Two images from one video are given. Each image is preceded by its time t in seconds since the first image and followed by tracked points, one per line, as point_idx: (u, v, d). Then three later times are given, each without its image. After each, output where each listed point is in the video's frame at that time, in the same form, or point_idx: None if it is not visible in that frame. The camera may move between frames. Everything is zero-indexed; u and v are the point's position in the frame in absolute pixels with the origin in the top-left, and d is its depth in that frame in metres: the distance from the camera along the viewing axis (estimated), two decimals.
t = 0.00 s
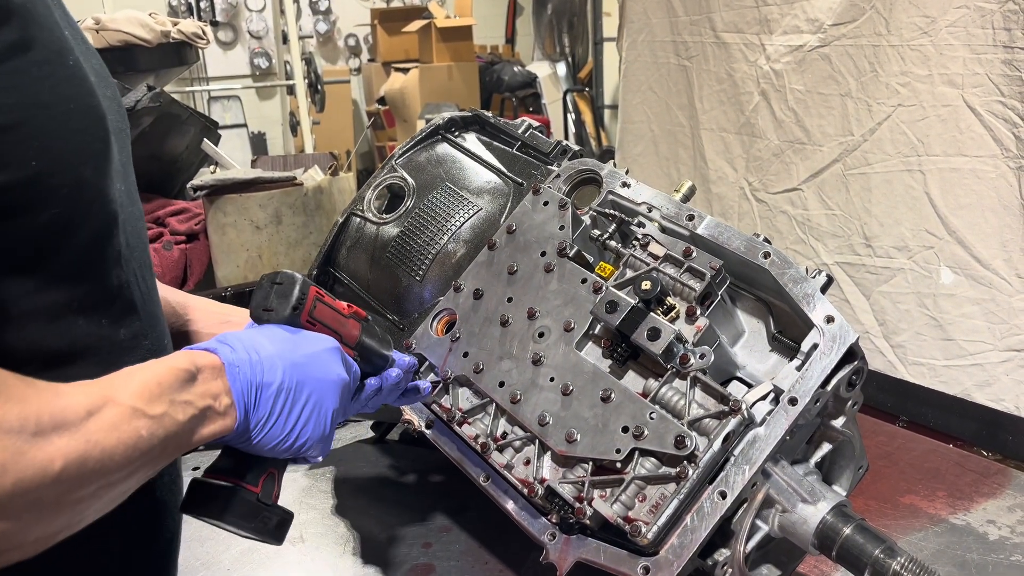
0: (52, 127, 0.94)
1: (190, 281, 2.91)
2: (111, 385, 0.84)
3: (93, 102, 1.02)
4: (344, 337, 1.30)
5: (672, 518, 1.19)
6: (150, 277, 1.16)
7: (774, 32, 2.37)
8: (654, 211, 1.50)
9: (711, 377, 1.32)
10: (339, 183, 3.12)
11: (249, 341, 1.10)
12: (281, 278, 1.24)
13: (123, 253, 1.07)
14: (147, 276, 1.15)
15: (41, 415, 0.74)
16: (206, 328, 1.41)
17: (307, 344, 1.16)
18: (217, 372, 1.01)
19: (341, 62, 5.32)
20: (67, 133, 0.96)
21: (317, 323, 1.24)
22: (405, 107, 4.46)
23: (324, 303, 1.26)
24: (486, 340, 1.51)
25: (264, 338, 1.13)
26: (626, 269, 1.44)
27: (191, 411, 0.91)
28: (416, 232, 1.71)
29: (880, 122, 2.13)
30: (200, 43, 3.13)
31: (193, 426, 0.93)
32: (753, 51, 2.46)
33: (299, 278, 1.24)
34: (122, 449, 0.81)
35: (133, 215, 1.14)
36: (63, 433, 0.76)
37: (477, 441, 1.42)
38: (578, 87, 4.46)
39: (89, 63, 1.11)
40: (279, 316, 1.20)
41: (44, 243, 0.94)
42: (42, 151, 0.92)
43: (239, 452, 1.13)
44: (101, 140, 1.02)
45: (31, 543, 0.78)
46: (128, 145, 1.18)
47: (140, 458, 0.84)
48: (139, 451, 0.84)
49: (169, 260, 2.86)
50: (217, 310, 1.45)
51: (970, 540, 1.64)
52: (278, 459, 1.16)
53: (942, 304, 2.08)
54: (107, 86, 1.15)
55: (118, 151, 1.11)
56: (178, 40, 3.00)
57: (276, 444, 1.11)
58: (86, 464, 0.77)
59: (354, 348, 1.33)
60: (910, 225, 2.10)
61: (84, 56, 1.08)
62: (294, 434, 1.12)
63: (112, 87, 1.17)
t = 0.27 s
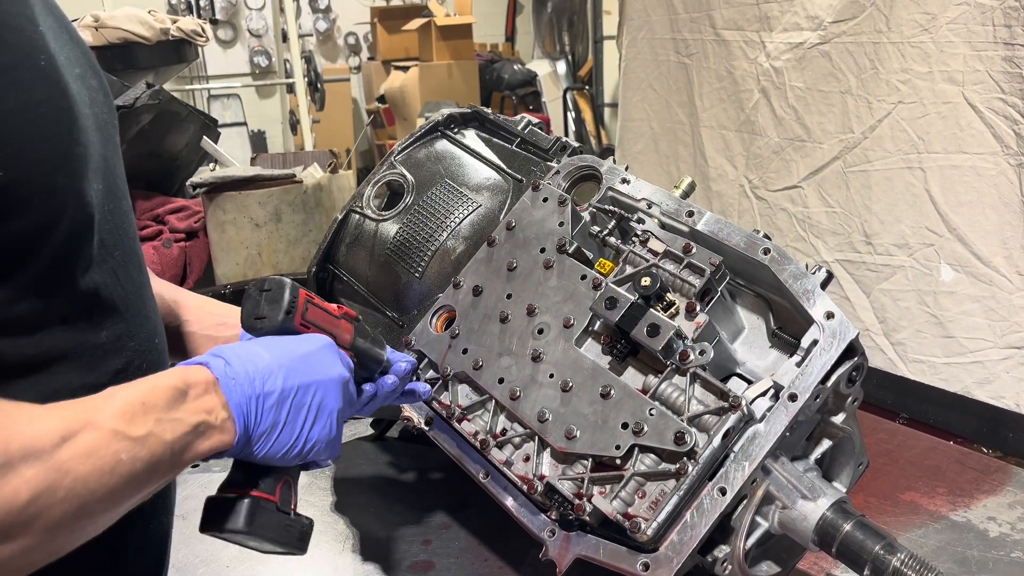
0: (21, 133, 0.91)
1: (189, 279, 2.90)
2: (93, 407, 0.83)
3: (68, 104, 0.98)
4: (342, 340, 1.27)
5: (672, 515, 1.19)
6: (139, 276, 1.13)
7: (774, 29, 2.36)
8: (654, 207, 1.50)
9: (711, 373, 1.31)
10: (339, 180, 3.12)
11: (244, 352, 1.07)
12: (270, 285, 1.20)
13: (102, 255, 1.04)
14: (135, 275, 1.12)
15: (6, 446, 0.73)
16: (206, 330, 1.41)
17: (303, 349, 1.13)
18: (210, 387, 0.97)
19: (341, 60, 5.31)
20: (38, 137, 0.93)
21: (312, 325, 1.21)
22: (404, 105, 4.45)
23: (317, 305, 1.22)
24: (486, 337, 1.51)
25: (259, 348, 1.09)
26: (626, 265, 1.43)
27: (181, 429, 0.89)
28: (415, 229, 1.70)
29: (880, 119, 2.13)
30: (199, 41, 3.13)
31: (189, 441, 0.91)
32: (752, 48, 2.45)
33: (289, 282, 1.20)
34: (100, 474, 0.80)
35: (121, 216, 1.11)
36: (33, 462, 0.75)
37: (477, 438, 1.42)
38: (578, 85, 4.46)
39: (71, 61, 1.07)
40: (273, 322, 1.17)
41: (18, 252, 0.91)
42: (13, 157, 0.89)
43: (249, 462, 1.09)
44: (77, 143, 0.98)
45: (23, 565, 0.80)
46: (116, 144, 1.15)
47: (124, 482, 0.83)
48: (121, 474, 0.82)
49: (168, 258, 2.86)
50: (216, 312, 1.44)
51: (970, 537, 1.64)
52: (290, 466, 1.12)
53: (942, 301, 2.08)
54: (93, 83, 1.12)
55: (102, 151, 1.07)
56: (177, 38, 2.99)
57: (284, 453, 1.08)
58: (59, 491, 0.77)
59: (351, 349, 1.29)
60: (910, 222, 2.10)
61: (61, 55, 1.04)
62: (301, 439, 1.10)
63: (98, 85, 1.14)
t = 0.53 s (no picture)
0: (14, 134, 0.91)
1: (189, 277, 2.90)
2: (58, 470, 0.76)
3: (59, 103, 0.98)
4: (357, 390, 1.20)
5: (673, 512, 1.19)
6: (140, 279, 1.11)
7: (774, 27, 2.36)
8: (655, 204, 1.49)
9: (712, 372, 1.31)
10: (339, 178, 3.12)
11: (243, 410, 1.00)
12: (284, 333, 1.13)
13: (105, 254, 1.01)
14: (136, 277, 1.09)
15: None
16: (203, 344, 1.37)
17: (310, 407, 1.06)
18: (200, 453, 0.91)
19: (341, 59, 5.31)
20: (31, 137, 0.93)
21: (328, 378, 1.14)
22: (405, 104, 4.44)
23: (334, 356, 1.15)
24: (486, 335, 1.51)
25: (261, 407, 1.02)
26: (626, 263, 1.43)
27: (158, 498, 0.82)
28: (415, 227, 1.70)
29: (880, 117, 2.13)
30: (200, 39, 3.11)
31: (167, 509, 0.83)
32: (753, 46, 2.45)
33: (303, 330, 1.14)
34: (53, 543, 0.73)
35: (121, 212, 1.10)
36: None
37: (477, 436, 1.42)
38: (578, 84, 4.47)
39: (65, 59, 1.07)
40: (285, 378, 1.09)
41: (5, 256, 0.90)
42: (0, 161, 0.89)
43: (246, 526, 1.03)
44: (71, 143, 0.98)
45: None
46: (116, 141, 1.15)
47: (82, 553, 0.75)
48: (79, 546, 0.75)
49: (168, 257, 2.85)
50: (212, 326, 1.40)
51: (971, 535, 1.64)
52: (295, 533, 1.08)
53: (943, 299, 2.08)
54: (89, 79, 1.11)
55: (99, 149, 1.07)
56: (177, 36, 2.99)
57: (283, 522, 1.02)
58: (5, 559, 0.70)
59: (368, 398, 1.22)
60: (911, 221, 2.10)
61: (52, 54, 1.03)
62: (300, 508, 1.02)
63: (96, 81, 1.13)
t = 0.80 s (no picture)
0: (17, 140, 0.90)
1: (189, 276, 2.90)
2: (105, 474, 0.81)
3: (60, 107, 0.97)
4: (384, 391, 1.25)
5: (671, 510, 1.19)
6: (139, 284, 1.11)
7: (774, 25, 2.36)
8: (654, 203, 1.49)
9: (711, 369, 1.31)
10: (339, 177, 3.12)
11: (274, 416, 1.07)
12: (311, 339, 1.23)
13: (103, 260, 1.01)
14: (135, 283, 1.10)
15: (9, 510, 0.71)
16: (219, 341, 1.38)
17: (338, 413, 1.12)
18: (235, 456, 0.97)
19: (341, 58, 5.31)
20: (33, 143, 0.91)
21: (353, 383, 1.20)
22: (404, 102, 4.44)
23: (359, 359, 1.21)
24: (485, 333, 1.51)
25: (291, 413, 1.08)
26: (625, 261, 1.43)
27: (198, 499, 0.87)
28: (415, 226, 1.70)
29: (880, 115, 2.13)
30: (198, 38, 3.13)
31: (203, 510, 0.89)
32: (753, 44, 2.45)
33: (329, 338, 1.22)
34: (104, 542, 0.77)
35: (122, 215, 1.10)
36: (41, 525, 0.73)
37: (476, 433, 1.42)
38: (578, 82, 4.47)
39: (62, 60, 1.06)
40: (312, 383, 1.18)
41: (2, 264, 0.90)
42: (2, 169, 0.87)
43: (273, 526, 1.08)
44: (73, 147, 0.97)
45: None
46: (116, 141, 1.15)
47: (129, 551, 0.80)
48: (127, 546, 0.80)
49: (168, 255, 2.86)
50: (231, 323, 1.40)
51: (969, 532, 1.64)
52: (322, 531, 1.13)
53: (942, 298, 2.08)
54: (88, 81, 1.11)
55: (98, 152, 1.06)
56: (177, 34, 2.99)
57: (312, 522, 1.08)
58: (61, 557, 0.74)
59: (391, 398, 1.26)
60: (911, 219, 2.10)
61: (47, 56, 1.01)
62: (330, 509, 1.08)
63: (95, 81, 1.13)
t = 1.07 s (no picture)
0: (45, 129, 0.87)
1: (188, 274, 2.90)
2: (124, 393, 0.76)
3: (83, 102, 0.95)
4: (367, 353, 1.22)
5: (669, 508, 1.20)
6: (145, 283, 1.12)
7: (773, 24, 2.36)
8: (652, 201, 1.50)
9: (708, 368, 1.31)
10: (339, 175, 3.12)
11: (273, 342, 0.97)
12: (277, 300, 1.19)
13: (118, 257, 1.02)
14: (142, 281, 1.10)
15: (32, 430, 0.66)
16: (217, 337, 1.37)
17: (337, 340, 1.03)
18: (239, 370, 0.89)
19: (341, 56, 5.31)
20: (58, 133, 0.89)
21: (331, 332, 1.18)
22: (404, 101, 4.44)
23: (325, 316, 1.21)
24: (484, 331, 1.51)
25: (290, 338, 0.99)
26: (624, 259, 1.44)
27: (221, 409, 0.82)
28: (414, 224, 1.70)
29: (879, 114, 2.13)
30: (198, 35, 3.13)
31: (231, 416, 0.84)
32: (752, 43, 2.45)
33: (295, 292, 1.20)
34: (139, 455, 0.72)
35: (127, 216, 1.09)
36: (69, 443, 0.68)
37: (475, 431, 1.42)
38: (578, 81, 4.48)
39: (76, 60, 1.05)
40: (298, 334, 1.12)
41: (30, 259, 0.89)
42: (34, 172, 0.87)
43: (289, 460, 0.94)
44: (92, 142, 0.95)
45: (59, 559, 0.72)
46: (120, 146, 1.14)
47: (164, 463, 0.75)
48: (161, 456, 0.74)
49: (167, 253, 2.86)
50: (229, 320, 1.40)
51: (967, 531, 1.64)
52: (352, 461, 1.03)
53: (941, 296, 2.08)
54: (98, 83, 1.10)
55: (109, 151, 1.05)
56: (177, 33, 2.99)
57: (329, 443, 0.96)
58: (97, 474, 0.69)
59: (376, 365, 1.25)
60: (909, 218, 2.10)
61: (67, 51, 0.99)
62: (355, 428, 0.98)
63: (104, 83, 1.12)
